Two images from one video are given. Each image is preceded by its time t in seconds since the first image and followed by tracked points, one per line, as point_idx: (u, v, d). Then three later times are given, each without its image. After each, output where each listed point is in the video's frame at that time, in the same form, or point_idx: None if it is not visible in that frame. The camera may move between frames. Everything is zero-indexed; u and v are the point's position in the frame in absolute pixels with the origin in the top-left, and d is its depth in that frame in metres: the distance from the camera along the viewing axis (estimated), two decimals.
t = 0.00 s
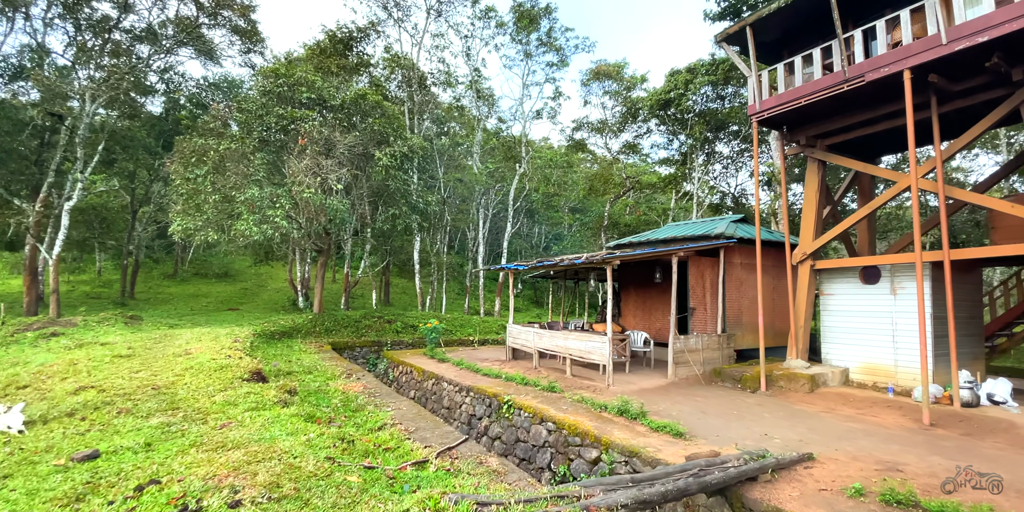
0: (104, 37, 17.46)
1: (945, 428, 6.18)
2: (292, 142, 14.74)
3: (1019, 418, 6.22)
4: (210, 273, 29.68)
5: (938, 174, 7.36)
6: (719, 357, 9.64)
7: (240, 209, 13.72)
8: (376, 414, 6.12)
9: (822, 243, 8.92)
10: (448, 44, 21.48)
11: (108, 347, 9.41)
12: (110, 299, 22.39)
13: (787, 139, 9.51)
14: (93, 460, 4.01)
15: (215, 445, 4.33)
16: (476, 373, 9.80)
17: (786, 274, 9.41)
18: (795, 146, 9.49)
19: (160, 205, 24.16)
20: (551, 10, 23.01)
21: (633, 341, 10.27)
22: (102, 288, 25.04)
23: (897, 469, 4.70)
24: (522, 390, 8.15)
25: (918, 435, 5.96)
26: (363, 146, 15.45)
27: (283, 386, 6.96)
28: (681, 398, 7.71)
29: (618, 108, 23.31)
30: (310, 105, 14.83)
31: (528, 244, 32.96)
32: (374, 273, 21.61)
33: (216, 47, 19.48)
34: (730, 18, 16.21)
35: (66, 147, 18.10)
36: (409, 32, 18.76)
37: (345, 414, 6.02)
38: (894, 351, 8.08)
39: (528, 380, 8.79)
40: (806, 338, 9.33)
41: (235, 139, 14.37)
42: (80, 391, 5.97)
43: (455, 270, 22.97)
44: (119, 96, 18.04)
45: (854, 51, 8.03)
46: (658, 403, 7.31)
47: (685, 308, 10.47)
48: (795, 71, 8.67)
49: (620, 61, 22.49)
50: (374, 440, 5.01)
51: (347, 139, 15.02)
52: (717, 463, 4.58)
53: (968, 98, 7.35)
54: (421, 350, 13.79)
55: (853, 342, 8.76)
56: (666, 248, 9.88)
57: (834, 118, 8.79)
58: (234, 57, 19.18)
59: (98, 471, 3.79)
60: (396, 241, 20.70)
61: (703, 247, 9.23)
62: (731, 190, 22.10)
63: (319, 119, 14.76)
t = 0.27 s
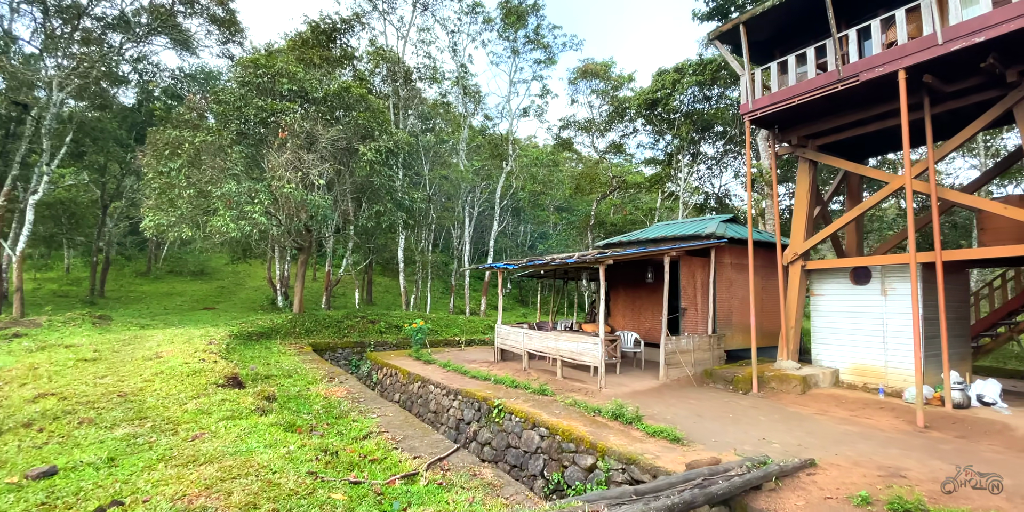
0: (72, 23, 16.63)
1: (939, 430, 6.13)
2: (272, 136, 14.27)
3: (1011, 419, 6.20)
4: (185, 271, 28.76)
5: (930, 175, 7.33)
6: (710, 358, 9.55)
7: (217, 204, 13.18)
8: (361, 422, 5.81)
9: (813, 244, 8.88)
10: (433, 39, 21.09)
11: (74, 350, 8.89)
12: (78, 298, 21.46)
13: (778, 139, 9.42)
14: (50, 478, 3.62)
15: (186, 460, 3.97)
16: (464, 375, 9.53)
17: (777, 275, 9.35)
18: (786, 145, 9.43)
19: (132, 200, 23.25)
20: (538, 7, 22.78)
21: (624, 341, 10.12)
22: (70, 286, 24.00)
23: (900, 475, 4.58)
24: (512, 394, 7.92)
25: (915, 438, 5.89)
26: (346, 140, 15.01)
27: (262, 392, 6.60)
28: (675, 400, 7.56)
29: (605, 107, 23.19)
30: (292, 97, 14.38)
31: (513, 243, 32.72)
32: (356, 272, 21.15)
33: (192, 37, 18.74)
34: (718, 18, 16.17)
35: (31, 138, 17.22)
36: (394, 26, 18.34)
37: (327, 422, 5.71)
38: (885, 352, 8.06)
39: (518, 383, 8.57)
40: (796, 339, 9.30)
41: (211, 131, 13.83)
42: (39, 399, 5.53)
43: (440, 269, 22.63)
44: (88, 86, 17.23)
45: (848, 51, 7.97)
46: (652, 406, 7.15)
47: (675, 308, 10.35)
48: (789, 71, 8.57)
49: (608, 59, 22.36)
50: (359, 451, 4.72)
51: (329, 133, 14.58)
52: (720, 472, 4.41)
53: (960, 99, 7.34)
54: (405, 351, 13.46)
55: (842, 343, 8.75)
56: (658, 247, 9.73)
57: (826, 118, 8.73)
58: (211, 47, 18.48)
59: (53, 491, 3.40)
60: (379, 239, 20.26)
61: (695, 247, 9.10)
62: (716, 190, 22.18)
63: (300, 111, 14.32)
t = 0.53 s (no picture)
0: (36, 7, 15.79)
1: (932, 429, 6.12)
2: (249, 128, 13.79)
3: (1002, 417, 6.21)
4: (157, 268, 27.73)
5: (921, 174, 7.33)
6: (700, 357, 9.47)
7: (190, 199, 12.64)
8: (347, 427, 5.51)
9: (803, 243, 8.87)
10: (417, 33, 20.71)
11: (34, 351, 8.35)
12: (42, 296, 20.49)
13: (769, 137, 9.38)
14: None
15: (154, 473, 3.63)
16: (451, 376, 9.27)
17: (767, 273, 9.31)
18: (776, 143, 9.38)
19: (100, 194, 22.30)
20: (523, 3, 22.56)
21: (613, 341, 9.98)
22: (33, 284, 22.93)
23: (903, 476, 4.50)
24: (502, 395, 7.69)
25: (910, 437, 5.84)
26: (327, 133, 14.57)
27: (239, 395, 6.24)
28: (668, 400, 7.43)
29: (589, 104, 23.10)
30: (270, 87, 13.88)
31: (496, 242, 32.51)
32: (337, 270, 20.65)
33: (164, 25, 17.98)
34: (704, 17, 16.19)
35: None
36: (377, 18, 17.92)
37: (309, 427, 5.42)
38: (875, 351, 8.08)
39: (507, 384, 8.34)
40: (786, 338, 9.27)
41: (185, 122, 13.26)
42: None
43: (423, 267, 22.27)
44: (53, 74, 16.39)
45: (840, 48, 7.93)
46: (646, 406, 7.01)
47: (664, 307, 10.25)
48: (781, 68, 8.51)
49: (593, 57, 22.27)
50: (343, 459, 4.44)
51: (310, 125, 14.15)
52: (724, 477, 4.26)
53: (950, 98, 7.36)
54: (388, 351, 13.12)
55: (832, 342, 8.76)
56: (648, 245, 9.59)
57: (816, 116, 8.70)
58: (185, 36, 17.78)
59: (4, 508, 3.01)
60: (361, 236, 19.81)
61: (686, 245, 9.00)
62: (700, 190, 22.30)
63: (279, 103, 13.84)
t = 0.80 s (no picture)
0: None
1: (924, 426, 6.12)
2: (222, 117, 13.20)
3: (990, 413, 6.25)
4: (124, 263, 26.58)
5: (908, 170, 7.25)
6: (688, 354, 9.39)
7: (159, 191, 12.03)
8: (331, 435, 5.21)
9: (791, 239, 8.83)
10: (397, 23, 20.19)
11: None
12: None
13: (757, 132, 9.28)
14: None
15: (119, 492, 3.29)
16: (436, 376, 9.00)
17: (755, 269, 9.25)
18: (764, 139, 9.29)
19: (62, 187, 21.22)
20: None
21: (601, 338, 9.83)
22: None
23: (905, 477, 4.42)
24: (490, 395, 7.45)
25: (903, 435, 5.82)
26: (305, 125, 14.06)
27: (213, 400, 5.87)
28: (660, 398, 7.31)
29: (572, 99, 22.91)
30: (244, 76, 13.29)
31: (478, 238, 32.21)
32: (315, 266, 20.08)
33: (131, 10, 17.07)
34: (688, 13, 16.13)
35: None
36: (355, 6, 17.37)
37: (289, 435, 5.10)
38: (863, 347, 8.11)
39: (495, 383, 8.11)
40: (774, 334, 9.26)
41: (152, 110, 12.60)
42: None
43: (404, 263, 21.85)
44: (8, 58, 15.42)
45: (831, 44, 7.85)
46: (639, 406, 6.87)
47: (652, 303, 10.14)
48: (771, 63, 8.40)
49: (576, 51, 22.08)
50: (328, 469, 4.15)
51: (286, 115, 13.62)
52: (729, 482, 4.11)
53: (938, 95, 7.32)
54: (369, 349, 12.75)
55: (820, 338, 8.77)
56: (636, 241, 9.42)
57: (805, 111, 8.62)
58: (153, 21, 16.95)
59: None
60: (339, 232, 19.29)
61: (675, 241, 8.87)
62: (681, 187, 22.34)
63: (253, 92, 13.28)
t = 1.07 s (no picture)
0: None
1: (914, 420, 6.14)
2: (189, 105, 12.54)
3: (976, 406, 6.32)
4: (87, 259, 25.36)
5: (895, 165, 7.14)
6: (675, 348, 9.31)
7: (123, 183, 11.37)
8: (313, 442, 4.91)
9: (777, 233, 8.78)
10: (374, 11, 19.60)
11: None
12: None
13: (742, 126, 9.10)
14: None
15: None
16: (420, 374, 8.71)
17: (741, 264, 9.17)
18: (749, 132, 9.14)
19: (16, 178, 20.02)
20: None
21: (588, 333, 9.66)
22: None
23: (905, 473, 4.37)
24: (477, 394, 7.21)
25: (895, 429, 5.81)
26: (278, 113, 13.49)
27: (183, 405, 5.48)
28: (650, 395, 7.19)
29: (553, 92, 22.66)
30: (213, 61, 12.64)
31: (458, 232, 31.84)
32: (290, 261, 19.49)
33: None
34: (670, 6, 16.03)
35: None
36: None
37: (265, 442, 4.76)
38: (848, 339, 8.15)
39: (482, 381, 7.87)
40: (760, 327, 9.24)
41: (114, 95, 11.89)
42: None
43: (383, 258, 21.38)
44: None
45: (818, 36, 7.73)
46: (631, 402, 6.74)
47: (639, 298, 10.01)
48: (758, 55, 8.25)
49: (556, 44, 21.82)
50: (309, 479, 3.86)
51: (259, 103, 13.04)
52: (732, 483, 3.97)
53: (924, 88, 7.21)
54: (349, 347, 12.38)
55: (805, 331, 8.80)
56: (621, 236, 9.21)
57: (790, 104, 8.47)
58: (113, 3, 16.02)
59: None
60: (316, 226, 18.72)
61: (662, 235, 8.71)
62: (662, 181, 22.39)
63: (222, 79, 12.65)
